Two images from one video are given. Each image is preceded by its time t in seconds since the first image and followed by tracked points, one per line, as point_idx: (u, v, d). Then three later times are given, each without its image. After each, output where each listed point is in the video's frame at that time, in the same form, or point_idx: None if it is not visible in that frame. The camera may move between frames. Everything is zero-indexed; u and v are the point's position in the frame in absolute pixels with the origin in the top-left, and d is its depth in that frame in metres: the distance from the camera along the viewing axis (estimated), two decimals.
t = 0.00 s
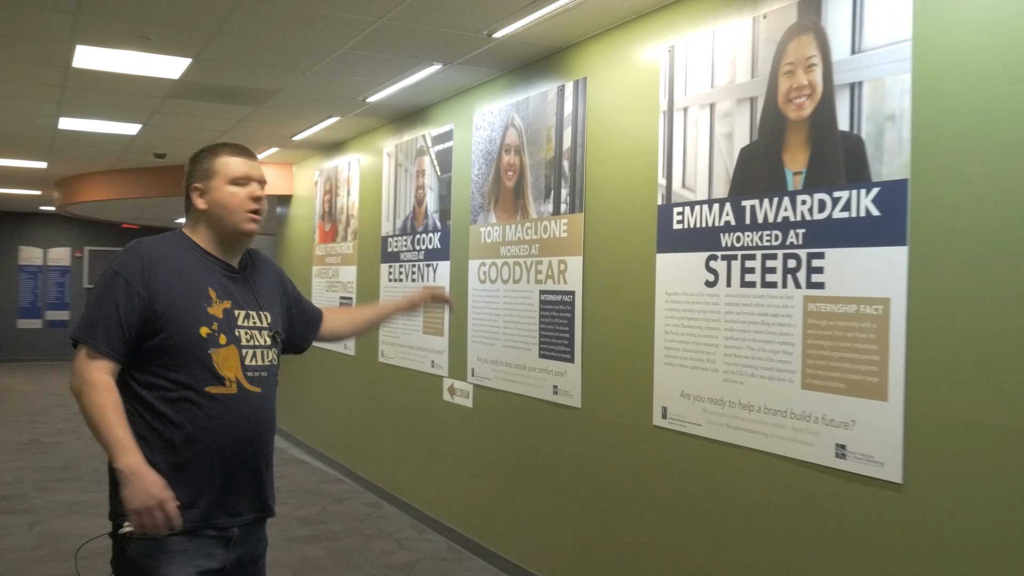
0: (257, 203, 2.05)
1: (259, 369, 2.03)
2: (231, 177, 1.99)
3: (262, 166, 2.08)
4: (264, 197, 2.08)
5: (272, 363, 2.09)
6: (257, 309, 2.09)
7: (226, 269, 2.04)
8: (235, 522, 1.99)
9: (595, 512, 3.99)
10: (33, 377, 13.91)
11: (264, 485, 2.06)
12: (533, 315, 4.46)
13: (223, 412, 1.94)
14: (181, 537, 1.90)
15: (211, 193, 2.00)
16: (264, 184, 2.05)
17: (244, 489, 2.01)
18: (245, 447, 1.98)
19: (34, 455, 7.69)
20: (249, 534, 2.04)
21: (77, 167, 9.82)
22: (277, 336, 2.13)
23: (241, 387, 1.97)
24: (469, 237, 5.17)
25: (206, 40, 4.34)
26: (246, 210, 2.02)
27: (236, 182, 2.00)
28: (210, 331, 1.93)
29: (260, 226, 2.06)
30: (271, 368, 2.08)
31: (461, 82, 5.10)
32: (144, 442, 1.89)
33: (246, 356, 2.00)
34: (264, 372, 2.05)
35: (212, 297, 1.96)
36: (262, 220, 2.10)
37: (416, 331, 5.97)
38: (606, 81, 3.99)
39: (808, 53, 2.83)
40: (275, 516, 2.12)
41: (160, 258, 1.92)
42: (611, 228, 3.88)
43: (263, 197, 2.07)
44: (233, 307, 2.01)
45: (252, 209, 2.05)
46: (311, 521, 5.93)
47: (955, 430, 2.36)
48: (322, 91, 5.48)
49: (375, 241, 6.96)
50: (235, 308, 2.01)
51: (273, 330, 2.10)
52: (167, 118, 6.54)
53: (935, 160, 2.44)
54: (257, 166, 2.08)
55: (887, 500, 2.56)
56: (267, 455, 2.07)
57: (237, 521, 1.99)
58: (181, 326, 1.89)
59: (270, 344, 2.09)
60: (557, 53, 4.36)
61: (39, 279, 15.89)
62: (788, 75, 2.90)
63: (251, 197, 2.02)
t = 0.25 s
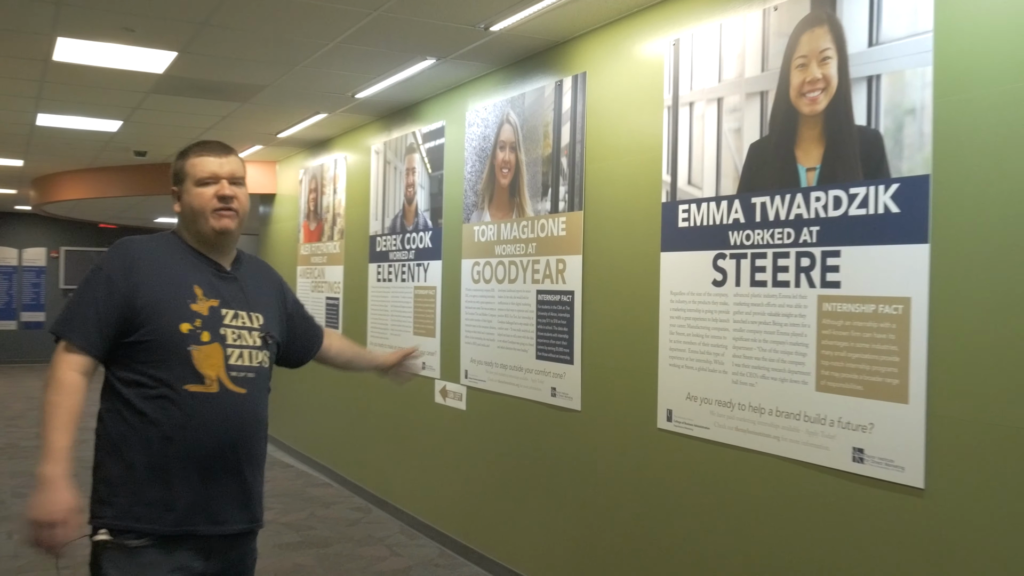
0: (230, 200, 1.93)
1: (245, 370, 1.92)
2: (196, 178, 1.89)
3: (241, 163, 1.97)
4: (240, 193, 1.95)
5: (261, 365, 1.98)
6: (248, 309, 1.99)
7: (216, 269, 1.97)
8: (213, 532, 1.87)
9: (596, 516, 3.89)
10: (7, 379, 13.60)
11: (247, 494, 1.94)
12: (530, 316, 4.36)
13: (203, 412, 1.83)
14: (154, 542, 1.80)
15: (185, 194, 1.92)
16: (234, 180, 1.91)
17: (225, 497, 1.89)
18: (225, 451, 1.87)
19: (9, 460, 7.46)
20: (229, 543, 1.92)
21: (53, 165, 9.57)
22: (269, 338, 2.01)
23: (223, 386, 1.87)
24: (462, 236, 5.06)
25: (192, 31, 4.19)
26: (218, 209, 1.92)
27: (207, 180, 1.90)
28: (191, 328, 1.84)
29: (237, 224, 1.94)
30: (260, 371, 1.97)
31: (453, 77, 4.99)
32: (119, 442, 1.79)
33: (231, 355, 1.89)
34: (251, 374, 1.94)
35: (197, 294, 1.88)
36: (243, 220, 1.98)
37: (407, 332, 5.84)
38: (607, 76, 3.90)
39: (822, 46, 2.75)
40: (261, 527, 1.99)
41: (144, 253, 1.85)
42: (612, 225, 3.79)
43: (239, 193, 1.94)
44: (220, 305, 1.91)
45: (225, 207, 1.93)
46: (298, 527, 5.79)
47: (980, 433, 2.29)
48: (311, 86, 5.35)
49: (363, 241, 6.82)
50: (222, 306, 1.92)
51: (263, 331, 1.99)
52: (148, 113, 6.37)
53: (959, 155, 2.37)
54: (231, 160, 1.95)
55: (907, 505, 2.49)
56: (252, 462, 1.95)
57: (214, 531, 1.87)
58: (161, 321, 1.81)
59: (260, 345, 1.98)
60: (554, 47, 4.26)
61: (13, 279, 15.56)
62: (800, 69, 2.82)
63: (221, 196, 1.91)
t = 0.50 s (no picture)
0: (218, 198, 1.93)
1: (226, 372, 1.91)
2: (184, 176, 1.90)
3: (229, 160, 1.98)
4: (228, 191, 1.95)
5: (246, 367, 1.96)
6: (234, 310, 1.98)
7: (204, 269, 1.97)
8: (192, 535, 1.86)
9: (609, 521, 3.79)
10: None
11: (230, 497, 1.92)
12: (537, 316, 4.26)
13: (180, 413, 1.84)
14: (132, 541, 1.81)
15: (172, 192, 1.93)
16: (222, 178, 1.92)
17: (206, 499, 1.88)
18: (204, 452, 1.87)
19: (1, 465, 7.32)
20: (212, 547, 1.89)
21: (44, 164, 9.42)
22: (255, 340, 2.00)
23: (201, 387, 1.87)
24: (467, 235, 4.95)
25: (190, 23, 4.07)
26: (205, 207, 1.92)
27: (195, 178, 1.91)
28: (170, 328, 1.85)
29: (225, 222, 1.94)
30: (244, 372, 1.96)
31: (456, 71, 4.88)
32: (101, 441, 1.84)
33: (211, 356, 1.89)
34: (233, 376, 1.92)
35: (178, 295, 1.89)
36: (231, 218, 1.98)
37: (408, 333, 5.73)
38: (617, 69, 3.79)
39: (847, 35, 2.65)
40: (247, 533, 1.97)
41: (128, 254, 1.88)
42: (623, 223, 3.69)
43: (227, 192, 1.95)
44: (203, 305, 1.91)
45: (214, 205, 1.93)
46: (299, 531, 5.67)
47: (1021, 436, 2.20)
48: (310, 81, 5.23)
49: (362, 240, 6.71)
50: (205, 306, 1.92)
51: (248, 332, 1.98)
52: (142, 110, 6.23)
53: (996, 147, 2.28)
54: (219, 158, 1.96)
55: (940, 510, 2.40)
56: (235, 465, 1.93)
57: (193, 535, 1.86)
58: (139, 323, 1.83)
59: (245, 346, 1.97)
60: (561, 40, 4.15)
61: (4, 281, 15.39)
62: (823, 60, 2.72)
63: (209, 193, 1.91)
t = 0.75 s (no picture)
0: (195, 202, 1.91)
1: (201, 384, 1.89)
2: (160, 179, 1.88)
3: (207, 164, 1.96)
4: (205, 195, 1.93)
5: (223, 377, 1.94)
6: (211, 319, 1.96)
7: (180, 276, 1.94)
8: (168, 546, 1.86)
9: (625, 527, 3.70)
10: None
11: (208, 508, 1.92)
12: (550, 316, 4.16)
13: (153, 428, 1.83)
14: (110, 552, 1.82)
15: (148, 195, 1.91)
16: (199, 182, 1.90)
17: (181, 511, 1.88)
18: (178, 466, 1.86)
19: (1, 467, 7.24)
20: (191, 557, 1.90)
21: (45, 162, 9.34)
22: (233, 348, 1.98)
23: (174, 401, 1.85)
24: (476, 233, 4.86)
25: (193, 16, 3.97)
26: (182, 211, 1.90)
27: (172, 182, 1.89)
28: (142, 342, 1.83)
29: (202, 226, 1.92)
30: (221, 383, 1.94)
31: (465, 66, 4.78)
32: (80, 453, 1.84)
33: (185, 369, 1.87)
34: (209, 387, 1.91)
35: (152, 307, 1.87)
36: (208, 222, 1.96)
37: (415, 334, 5.63)
38: (632, 63, 3.69)
39: (878, 26, 2.55)
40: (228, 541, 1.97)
41: (101, 265, 1.86)
42: (640, 221, 3.59)
43: (204, 196, 1.92)
44: (177, 317, 1.89)
45: (190, 210, 1.91)
46: (304, 535, 5.57)
47: None
48: (315, 77, 5.14)
49: (367, 239, 6.61)
50: (179, 317, 1.89)
51: (225, 342, 1.96)
52: (143, 107, 6.13)
53: None
54: (197, 162, 1.94)
55: (979, 520, 2.30)
56: (212, 476, 1.92)
57: (169, 546, 1.86)
58: (112, 337, 1.81)
59: (222, 356, 1.95)
60: (574, 34, 4.05)
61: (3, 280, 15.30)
62: (853, 51, 2.62)
63: (186, 197, 1.89)
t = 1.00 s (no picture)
0: (185, 216, 1.94)
1: (194, 387, 1.96)
2: (152, 193, 1.90)
3: (196, 175, 1.98)
4: (195, 207, 1.96)
5: (215, 378, 2.01)
6: (200, 322, 2.01)
7: (167, 280, 1.99)
8: (168, 540, 1.94)
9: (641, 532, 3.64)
10: None
11: (206, 501, 1.99)
12: (563, 319, 4.10)
13: (149, 433, 1.89)
14: (116, 551, 1.89)
15: (137, 206, 1.93)
16: (190, 197, 1.93)
17: (181, 506, 1.95)
18: (177, 466, 1.93)
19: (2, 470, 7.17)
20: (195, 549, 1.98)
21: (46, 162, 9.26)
22: (223, 349, 2.04)
23: (168, 406, 1.92)
24: (485, 235, 4.80)
25: (200, 13, 3.90)
26: (173, 224, 1.93)
27: (162, 195, 1.92)
28: (135, 351, 1.88)
29: (192, 239, 1.96)
30: (213, 384, 2.01)
31: (475, 65, 4.71)
32: (76, 458, 1.89)
33: (178, 374, 1.93)
34: (202, 389, 1.97)
35: (142, 315, 1.92)
36: (197, 234, 1.99)
37: (423, 336, 5.57)
38: (648, 61, 3.63)
39: (907, 22, 2.48)
40: (229, 531, 2.05)
41: (91, 276, 1.89)
42: (657, 222, 3.53)
43: (194, 209, 1.96)
44: (168, 323, 1.95)
45: (181, 223, 1.94)
46: (310, 540, 5.50)
47: None
48: (322, 76, 5.08)
49: (373, 240, 6.54)
50: (170, 324, 1.95)
51: (216, 344, 2.02)
52: (148, 106, 6.06)
53: None
54: (186, 176, 1.96)
55: (1015, 530, 2.25)
56: (209, 472, 1.99)
57: (169, 540, 1.94)
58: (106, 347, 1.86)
59: (212, 358, 2.01)
60: (588, 31, 3.98)
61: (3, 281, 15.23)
62: (881, 48, 2.56)
63: (177, 211, 1.92)
